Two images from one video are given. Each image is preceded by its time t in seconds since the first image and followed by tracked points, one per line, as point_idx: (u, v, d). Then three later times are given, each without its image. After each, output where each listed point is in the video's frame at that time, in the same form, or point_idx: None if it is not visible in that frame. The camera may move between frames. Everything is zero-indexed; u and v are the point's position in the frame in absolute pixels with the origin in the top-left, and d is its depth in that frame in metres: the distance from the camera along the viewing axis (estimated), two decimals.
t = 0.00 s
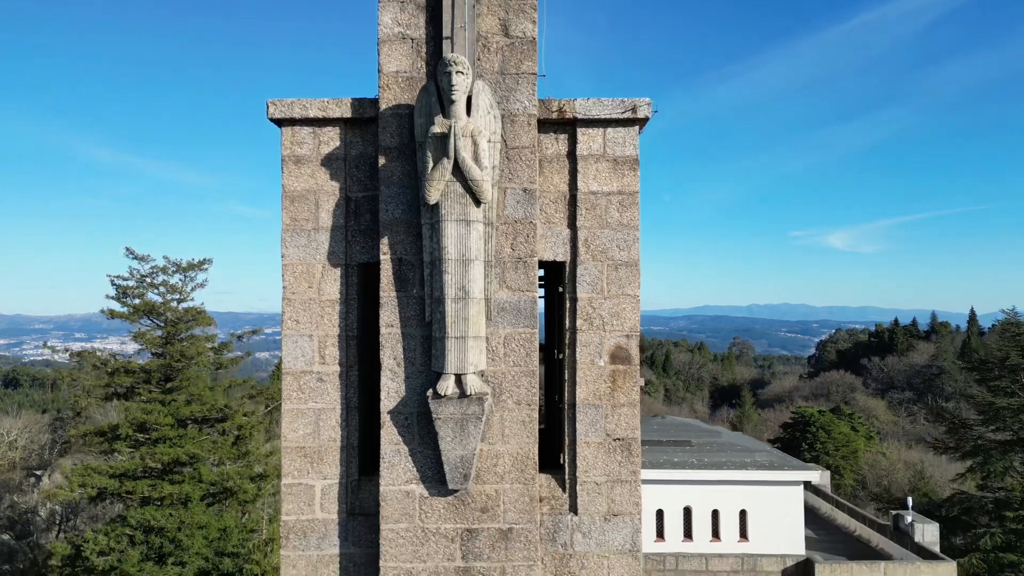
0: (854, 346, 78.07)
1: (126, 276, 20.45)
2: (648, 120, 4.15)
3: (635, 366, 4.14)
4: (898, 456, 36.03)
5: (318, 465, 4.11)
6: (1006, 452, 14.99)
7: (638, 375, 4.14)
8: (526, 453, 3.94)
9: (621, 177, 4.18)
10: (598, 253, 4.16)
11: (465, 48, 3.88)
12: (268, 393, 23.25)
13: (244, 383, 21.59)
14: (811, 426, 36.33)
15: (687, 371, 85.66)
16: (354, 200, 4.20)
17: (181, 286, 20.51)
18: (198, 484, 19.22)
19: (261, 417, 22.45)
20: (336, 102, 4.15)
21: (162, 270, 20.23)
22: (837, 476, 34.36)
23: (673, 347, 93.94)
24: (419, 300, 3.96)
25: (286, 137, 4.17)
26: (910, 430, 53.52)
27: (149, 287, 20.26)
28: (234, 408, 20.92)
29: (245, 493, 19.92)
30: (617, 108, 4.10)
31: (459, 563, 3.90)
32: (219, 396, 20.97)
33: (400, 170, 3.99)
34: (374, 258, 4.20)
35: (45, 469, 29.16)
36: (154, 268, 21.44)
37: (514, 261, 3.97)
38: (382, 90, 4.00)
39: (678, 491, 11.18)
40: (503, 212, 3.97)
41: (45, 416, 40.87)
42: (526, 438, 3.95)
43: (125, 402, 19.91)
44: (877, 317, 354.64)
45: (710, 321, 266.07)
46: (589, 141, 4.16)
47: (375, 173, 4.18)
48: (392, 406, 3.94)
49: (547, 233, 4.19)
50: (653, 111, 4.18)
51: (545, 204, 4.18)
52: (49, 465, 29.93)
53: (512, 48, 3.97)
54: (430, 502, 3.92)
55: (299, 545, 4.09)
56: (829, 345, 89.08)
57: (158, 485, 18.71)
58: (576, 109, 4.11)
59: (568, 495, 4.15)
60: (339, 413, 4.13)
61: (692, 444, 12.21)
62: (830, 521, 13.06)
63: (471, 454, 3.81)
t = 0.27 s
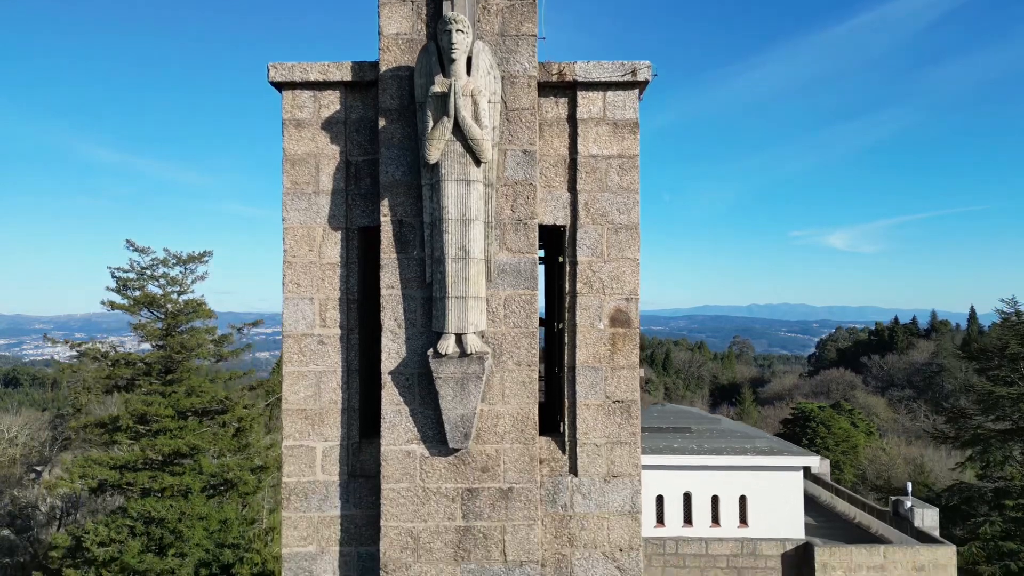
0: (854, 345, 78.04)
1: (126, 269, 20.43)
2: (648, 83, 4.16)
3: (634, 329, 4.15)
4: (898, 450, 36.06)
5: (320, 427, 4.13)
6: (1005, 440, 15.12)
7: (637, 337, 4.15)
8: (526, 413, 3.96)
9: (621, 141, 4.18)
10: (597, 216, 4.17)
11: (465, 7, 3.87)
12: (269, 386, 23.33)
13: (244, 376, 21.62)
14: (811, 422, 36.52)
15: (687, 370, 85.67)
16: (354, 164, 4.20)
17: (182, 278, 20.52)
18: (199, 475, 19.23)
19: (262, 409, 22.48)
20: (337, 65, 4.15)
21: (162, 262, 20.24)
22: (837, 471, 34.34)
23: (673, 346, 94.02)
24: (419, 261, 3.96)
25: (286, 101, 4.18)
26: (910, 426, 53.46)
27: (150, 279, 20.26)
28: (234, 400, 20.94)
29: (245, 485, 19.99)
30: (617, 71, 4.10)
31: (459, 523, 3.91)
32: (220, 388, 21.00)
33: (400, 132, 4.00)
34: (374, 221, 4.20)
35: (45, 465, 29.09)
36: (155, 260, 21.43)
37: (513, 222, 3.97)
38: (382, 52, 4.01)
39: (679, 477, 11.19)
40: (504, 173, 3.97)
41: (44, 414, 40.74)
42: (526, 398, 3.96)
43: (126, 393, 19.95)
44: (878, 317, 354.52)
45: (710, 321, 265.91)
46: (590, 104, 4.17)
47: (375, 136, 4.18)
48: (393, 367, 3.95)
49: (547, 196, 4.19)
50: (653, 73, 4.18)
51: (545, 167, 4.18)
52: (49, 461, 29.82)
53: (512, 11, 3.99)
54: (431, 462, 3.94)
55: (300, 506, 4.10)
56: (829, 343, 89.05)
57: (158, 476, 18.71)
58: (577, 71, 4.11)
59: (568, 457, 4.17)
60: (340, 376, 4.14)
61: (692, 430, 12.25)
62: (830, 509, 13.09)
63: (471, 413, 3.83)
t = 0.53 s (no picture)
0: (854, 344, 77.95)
1: (125, 261, 20.39)
2: (648, 48, 4.17)
3: (634, 293, 4.16)
4: (898, 446, 36.10)
5: (321, 389, 4.14)
6: (1005, 430, 15.47)
7: (637, 301, 4.16)
8: (527, 373, 3.98)
9: (621, 105, 4.19)
10: (598, 180, 4.16)
11: None
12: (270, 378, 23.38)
13: (245, 368, 21.64)
14: (811, 417, 36.55)
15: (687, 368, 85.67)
16: (355, 128, 4.20)
17: (182, 270, 20.53)
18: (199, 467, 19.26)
19: (262, 401, 22.54)
20: (337, 30, 4.16)
21: (162, 254, 20.23)
22: (837, 466, 34.36)
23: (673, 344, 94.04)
24: (420, 224, 3.96)
25: (287, 65, 4.19)
26: (909, 423, 53.43)
27: (150, 271, 20.25)
28: (234, 392, 20.97)
29: (245, 476, 20.17)
30: (618, 34, 4.10)
31: (459, 483, 3.94)
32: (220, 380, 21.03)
33: (401, 95, 4.01)
34: (375, 186, 4.21)
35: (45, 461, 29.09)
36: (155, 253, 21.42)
37: (514, 185, 3.98)
38: (383, 14, 4.01)
39: (679, 463, 11.22)
40: (504, 136, 3.98)
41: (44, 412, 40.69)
42: (526, 359, 3.97)
43: (127, 384, 19.97)
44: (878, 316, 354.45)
45: (710, 321, 265.71)
46: (590, 69, 4.17)
47: (376, 101, 4.19)
48: (393, 328, 3.96)
49: (547, 161, 4.20)
50: (653, 38, 4.19)
51: (545, 132, 4.18)
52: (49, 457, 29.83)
53: None
54: (432, 423, 3.96)
55: (302, 468, 4.12)
56: (829, 342, 89.09)
57: (158, 468, 18.70)
58: (577, 36, 4.12)
59: (568, 419, 4.19)
60: (341, 339, 4.15)
61: (692, 417, 12.29)
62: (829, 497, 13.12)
63: (472, 372, 3.84)
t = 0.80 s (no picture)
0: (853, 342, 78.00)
1: (126, 253, 20.39)
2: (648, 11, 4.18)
3: (635, 256, 4.16)
4: (898, 441, 36.13)
5: (322, 352, 4.15)
6: (1004, 420, 15.65)
7: (638, 264, 4.16)
8: (529, 335, 3.98)
9: (621, 69, 4.19)
10: (599, 144, 4.16)
11: None
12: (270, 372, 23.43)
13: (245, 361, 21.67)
14: (810, 413, 36.59)
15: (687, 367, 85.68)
16: (356, 92, 4.20)
17: (182, 262, 20.55)
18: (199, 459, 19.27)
19: (262, 395, 22.59)
20: None
21: (162, 247, 20.25)
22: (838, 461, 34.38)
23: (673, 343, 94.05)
24: (420, 186, 3.96)
25: (288, 29, 4.19)
26: (909, 421, 53.39)
27: (150, 263, 20.27)
28: (235, 385, 21.01)
29: (245, 468, 20.19)
30: None
31: (461, 443, 3.95)
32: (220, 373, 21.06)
33: (401, 58, 4.02)
34: (375, 150, 4.21)
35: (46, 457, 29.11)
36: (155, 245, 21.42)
37: (515, 147, 3.98)
38: None
39: (678, 450, 11.24)
40: (505, 98, 3.98)
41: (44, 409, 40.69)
42: (527, 321, 3.98)
43: (127, 376, 19.99)
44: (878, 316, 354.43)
45: (710, 320, 265.57)
46: (590, 33, 4.18)
47: (377, 65, 4.19)
48: (394, 290, 3.96)
49: (548, 125, 4.19)
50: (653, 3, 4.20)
51: (546, 96, 4.18)
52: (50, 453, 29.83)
53: None
54: (433, 384, 3.97)
55: (303, 431, 4.13)
56: (829, 341, 89.16)
57: (159, 460, 18.70)
58: None
59: (569, 382, 4.20)
60: (343, 303, 4.16)
61: (691, 404, 12.35)
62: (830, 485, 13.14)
63: (473, 333, 3.85)
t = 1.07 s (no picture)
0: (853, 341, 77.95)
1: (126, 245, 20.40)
2: None
3: (636, 220, 4.16)
4: (898, 436, 36.13)
5: (324, 316, 4.16)
6: (1005, 409, 15.88)
7: (639, 228, 4.17)
8: (530, 298, 3.98)
9: (622, 33, 4.20)
10: (600, 108, 4.17)
11: None
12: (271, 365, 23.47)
13: (245, 353, 21.72)
14: (810, 408, 36.61)
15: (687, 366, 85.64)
16: (357, 57, 4.21)
17: (183, 255, 20.56)
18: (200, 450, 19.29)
19: (263, 387, 22.64)
20: None
21: (163, 239, 20.27)
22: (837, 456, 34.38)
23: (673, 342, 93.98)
24: (421, 148, 3.97)
25: None
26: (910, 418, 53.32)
27: (151, 255, 20.29)
28: (235, 377, 21.07)
29: (245, 460, 20.27)
30: None
31: (461, 405, 3.96)
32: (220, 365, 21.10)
33: (403, 20, 4.03)
34: (376, 114, 4.22)
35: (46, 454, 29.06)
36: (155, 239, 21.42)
37: (516, 109, 3.98)
38: None
39: (678, 436, 11.25)
40: (506, 60, 3.99)
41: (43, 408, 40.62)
42: (528, 283, 3.98)
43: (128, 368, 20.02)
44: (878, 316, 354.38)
45: (710, 320, 265.48)
46: None
47: (378, 29, 4.20)
48: (395, 253, 3.97)
49: (549, 89, 4.20)
50: None
51: (546, 60, 4.19)
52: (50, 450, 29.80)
53: None
54: (434, 346, 3.98)
55: (305, 394, 4.14)
56: (828, 339, 89.24)
57: (159, 451, 18.72)
58: None
59: (569, 345, 4.22)
60: (344, 267, 4.16)
61: (692, 391, 12.39)
62: (830, 473, 13.15)
63: (474, 295, 3.85)
